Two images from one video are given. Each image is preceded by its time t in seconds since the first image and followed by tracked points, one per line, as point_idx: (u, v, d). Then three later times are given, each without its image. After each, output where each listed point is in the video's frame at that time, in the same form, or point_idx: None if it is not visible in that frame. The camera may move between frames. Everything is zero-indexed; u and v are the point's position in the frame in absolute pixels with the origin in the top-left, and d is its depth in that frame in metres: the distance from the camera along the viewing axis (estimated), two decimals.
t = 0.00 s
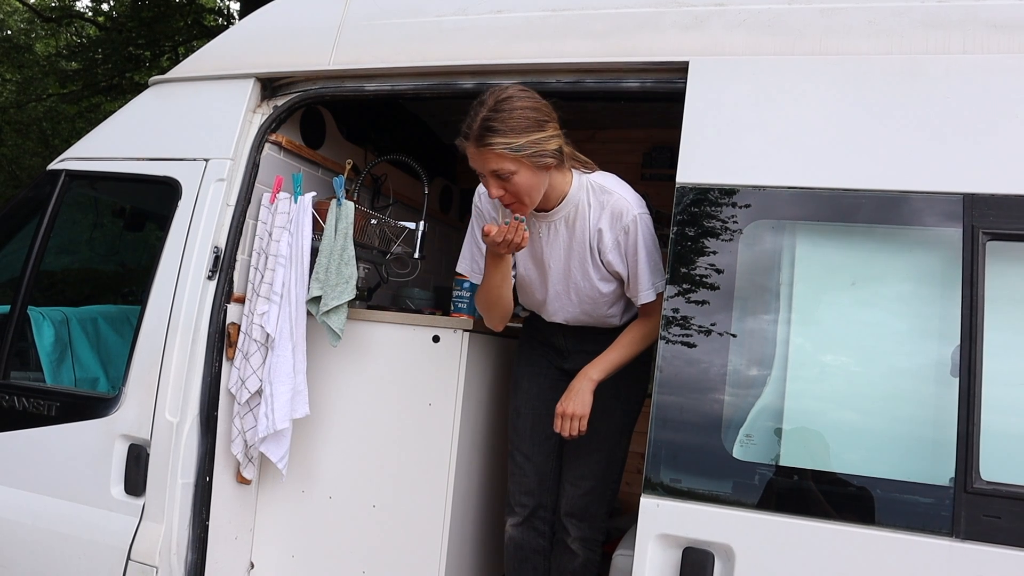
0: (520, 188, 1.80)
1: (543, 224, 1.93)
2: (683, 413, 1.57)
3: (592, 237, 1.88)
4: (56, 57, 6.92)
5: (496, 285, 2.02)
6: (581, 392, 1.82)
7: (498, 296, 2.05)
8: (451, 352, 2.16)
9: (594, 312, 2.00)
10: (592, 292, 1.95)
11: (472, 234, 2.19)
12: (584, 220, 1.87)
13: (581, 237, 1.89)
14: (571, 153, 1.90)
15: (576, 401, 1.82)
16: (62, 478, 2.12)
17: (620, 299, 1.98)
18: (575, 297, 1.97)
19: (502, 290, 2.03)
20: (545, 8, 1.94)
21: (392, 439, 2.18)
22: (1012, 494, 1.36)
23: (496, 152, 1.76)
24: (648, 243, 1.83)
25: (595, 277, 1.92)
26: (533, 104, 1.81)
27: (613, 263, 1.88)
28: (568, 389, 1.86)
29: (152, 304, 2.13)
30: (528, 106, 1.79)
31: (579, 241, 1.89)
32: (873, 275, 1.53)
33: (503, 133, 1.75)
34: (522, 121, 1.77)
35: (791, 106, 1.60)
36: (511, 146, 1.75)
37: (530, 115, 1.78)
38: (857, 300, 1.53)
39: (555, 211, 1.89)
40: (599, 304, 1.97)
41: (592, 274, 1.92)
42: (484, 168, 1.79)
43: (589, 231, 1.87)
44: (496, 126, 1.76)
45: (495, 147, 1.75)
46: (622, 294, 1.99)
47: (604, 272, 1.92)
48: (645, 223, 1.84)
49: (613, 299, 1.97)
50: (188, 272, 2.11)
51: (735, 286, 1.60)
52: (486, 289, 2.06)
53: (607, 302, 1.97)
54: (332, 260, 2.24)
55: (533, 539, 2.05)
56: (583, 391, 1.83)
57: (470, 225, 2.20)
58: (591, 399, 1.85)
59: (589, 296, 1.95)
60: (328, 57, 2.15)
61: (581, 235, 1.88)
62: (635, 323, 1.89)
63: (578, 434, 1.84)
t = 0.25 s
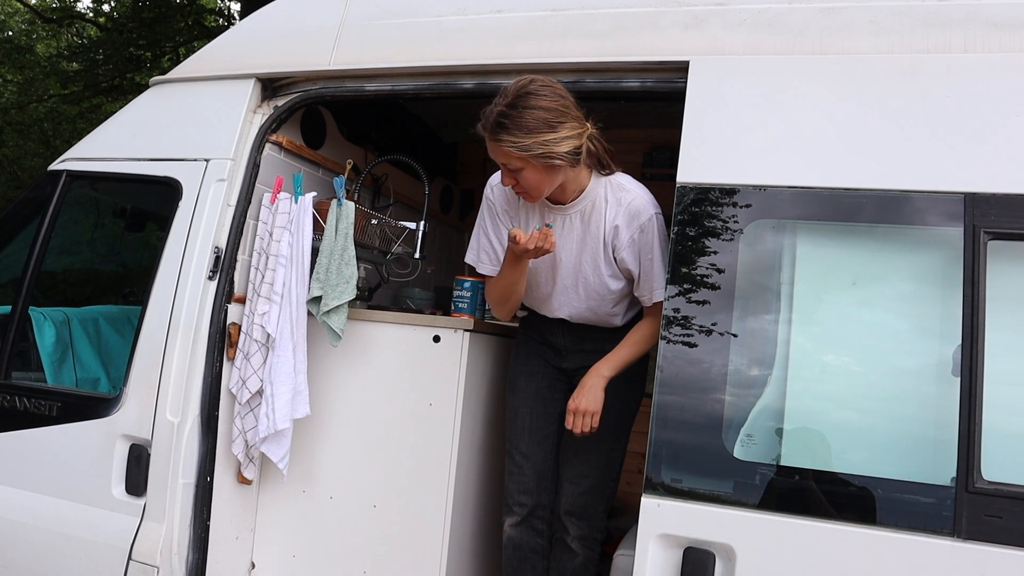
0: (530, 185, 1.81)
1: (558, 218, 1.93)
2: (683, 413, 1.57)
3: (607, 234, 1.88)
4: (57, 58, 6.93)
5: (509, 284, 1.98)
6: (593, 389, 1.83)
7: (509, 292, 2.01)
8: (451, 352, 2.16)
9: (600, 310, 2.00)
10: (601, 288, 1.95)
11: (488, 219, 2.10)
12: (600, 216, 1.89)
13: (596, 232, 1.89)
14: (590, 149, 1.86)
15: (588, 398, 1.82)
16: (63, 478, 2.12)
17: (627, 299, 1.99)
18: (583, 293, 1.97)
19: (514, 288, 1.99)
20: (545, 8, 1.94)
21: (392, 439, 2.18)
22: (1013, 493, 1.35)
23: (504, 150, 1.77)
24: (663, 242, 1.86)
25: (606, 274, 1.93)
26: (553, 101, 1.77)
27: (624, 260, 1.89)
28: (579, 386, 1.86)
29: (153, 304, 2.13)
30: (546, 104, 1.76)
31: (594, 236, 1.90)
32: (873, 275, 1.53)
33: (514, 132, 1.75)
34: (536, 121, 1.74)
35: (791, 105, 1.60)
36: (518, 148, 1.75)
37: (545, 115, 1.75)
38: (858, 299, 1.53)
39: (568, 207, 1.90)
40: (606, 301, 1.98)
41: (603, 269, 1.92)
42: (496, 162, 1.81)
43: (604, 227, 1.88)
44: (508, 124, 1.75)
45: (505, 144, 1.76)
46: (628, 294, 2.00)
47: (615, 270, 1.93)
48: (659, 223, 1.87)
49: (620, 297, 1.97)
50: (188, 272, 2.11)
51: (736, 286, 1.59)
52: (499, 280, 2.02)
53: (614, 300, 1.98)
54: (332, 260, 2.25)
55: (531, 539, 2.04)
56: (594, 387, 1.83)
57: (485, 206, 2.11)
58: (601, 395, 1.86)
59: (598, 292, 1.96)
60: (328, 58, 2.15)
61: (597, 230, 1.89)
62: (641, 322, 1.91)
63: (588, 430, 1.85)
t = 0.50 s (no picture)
0: (581, 173, 1.87)
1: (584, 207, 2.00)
2: (683, 413, 1.57)
3: (626, 227, 1.96)
4: (57, 56, 6.92)
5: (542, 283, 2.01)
6: (597, 374, 1.87)
7: (538, 290, 2.02)
8: (451, 351, 2.16)
9: (608, 305, 2.01)
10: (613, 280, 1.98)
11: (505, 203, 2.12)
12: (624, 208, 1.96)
13: (615, 225, 1.97)
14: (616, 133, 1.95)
15: (592, 383, 1.87)
16: (63, 478, 2.12)
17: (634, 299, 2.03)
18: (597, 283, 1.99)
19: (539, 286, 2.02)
20: (546, 8, 1.94)
21: (392, 438, 2.18)
22: (1012, 494, 1.35)
23: (557, 145, 1.79)
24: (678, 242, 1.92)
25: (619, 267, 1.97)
26: (592, 92, 1.80)
27: (641, 253, 1.94)
28: (584, 371, 1.90)
29: (153, 303, 2.13)
30: (586, 96, 1.78)
31: (613, 228, 1.97)
32: (874, 275, 1.53)
33: (565, 127, 1.77)
34: (583, 114, 1.77)
35: (792, 106, 1.60)
36: (574, 140, 1.79)
37: (588, 107, 1.78)
38: (858, 300, 1.53)
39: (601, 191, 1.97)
40: (615, 297, 2.00)
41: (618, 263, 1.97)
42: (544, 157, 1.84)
43: (625, 220, 1.96)
44: (557, 121, 1.76)
45: (556, 140, 1.78)
46: (636, 295, 2.04)
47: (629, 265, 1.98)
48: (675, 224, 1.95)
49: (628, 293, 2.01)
50: (189, 271, 2.11)
51: (736, 286, 1.60)
52: (530, 275, 2.03)
53: (623, 295, 2.01)
54: (333, 260, 2.25)
55: (518, 540, 2.03)
56: (598, 373, 1.87)
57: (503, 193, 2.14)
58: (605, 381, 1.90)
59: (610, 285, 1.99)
60: (329, 57, 2.15)
61: (616, 223, 1.97)
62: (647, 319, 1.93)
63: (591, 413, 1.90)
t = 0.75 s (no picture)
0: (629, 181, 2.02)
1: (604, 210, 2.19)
2: (683, 413, 1.57)
3: (648, 222, 2.17)
4: (58, 55, 6.92)
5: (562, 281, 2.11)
6: (612, 345, 2.04)
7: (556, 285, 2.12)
8: (451, 351, 2.17)
9: (629, 295, 2.14)
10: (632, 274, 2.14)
11: (526, 203, 2.17)
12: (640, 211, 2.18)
13: (639, 220, 2.18)
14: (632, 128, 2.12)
15: (608, 351, 2.03)
16: (63, 477, 2.12)
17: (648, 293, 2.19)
18: (618, 279, 2.14)
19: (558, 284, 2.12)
20: (547, 7, 1.94)
21: (392, 438, 2.18)
22: (1012, 494, 1.36)
23: (635, 158, 1.92)
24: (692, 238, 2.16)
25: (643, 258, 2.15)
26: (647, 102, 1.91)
27: (661, 244, 2.15)
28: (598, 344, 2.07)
29: (154, 302, 2.13)
30: (643, 106, 1.88)
31: (637, 223, 2.18)
32: (874, 275, 1.54)
33: (638, 139, 1.88)
34: (649, 125, 1.89)
35: (792, 106, 1.60)
36: (649, 152, 1.94)
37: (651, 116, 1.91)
38: (858, 300, 1.54)
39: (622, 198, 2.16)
40: (636, 288, 2.15)
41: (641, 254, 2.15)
42: (608, 167, 1.94)
43: (647, 216, 2.18)
44: (628, 136, 1.86)
45: (635, 152, 1.90)
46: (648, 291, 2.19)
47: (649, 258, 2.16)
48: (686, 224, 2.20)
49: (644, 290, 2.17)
50: (189, 271, 2.11)
51: (736, 285, 1.60)
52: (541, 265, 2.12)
53: (641, 286, 2.16)
54: (333, 260, 2.25)
55: (536, 540, 2.05)
56: (613, 345, 2.04)
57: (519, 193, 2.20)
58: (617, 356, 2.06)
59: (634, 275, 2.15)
60: (329, 57, 2.15)
61: (639, 218, 2.18)
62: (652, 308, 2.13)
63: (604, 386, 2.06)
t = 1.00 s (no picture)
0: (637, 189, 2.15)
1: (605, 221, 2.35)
2: (683, 413, 1.57)
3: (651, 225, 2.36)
4: (58, 55, 6.92)
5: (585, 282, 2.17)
6: (637, 319, 2.23)
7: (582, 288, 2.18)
8: (452, 351, 2.18)
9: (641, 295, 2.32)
10: (639, 273, 2.32)
11: (540, 220, 2.20)
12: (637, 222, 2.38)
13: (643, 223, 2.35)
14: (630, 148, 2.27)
15: (635, 324, 2.22)
16: (64, 477, 2.13)
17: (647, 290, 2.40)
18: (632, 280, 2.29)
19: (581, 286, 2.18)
20: (547, 8, 1.94)
21: (394, 437, 2.18)
22: (1012, 493, 1.36)
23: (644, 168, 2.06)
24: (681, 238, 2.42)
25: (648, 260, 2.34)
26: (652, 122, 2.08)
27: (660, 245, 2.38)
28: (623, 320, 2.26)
29: (155, 302, 2.13)
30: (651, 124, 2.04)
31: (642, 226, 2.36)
32: (874, 275, 1.54)
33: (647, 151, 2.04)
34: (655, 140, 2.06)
35: (792, 106, 1.60)
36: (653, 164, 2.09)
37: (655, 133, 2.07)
38: (858, 300, 1.54)
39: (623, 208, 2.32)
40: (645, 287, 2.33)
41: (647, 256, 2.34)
42: (624, 174, 2.05)
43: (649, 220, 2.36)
44: (639, 145, 2.00)
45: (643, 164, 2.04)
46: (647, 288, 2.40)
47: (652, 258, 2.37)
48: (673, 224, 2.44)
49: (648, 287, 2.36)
50: (190, 271, 2.11)
51: (736, 286, 1.60)
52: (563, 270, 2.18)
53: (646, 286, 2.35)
54: (334, 260, 2.26)
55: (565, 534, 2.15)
56: (637, 318, 2.24)
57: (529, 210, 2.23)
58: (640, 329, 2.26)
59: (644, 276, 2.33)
60: (330, 57, 2.15)
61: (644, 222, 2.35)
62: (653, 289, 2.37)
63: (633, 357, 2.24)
